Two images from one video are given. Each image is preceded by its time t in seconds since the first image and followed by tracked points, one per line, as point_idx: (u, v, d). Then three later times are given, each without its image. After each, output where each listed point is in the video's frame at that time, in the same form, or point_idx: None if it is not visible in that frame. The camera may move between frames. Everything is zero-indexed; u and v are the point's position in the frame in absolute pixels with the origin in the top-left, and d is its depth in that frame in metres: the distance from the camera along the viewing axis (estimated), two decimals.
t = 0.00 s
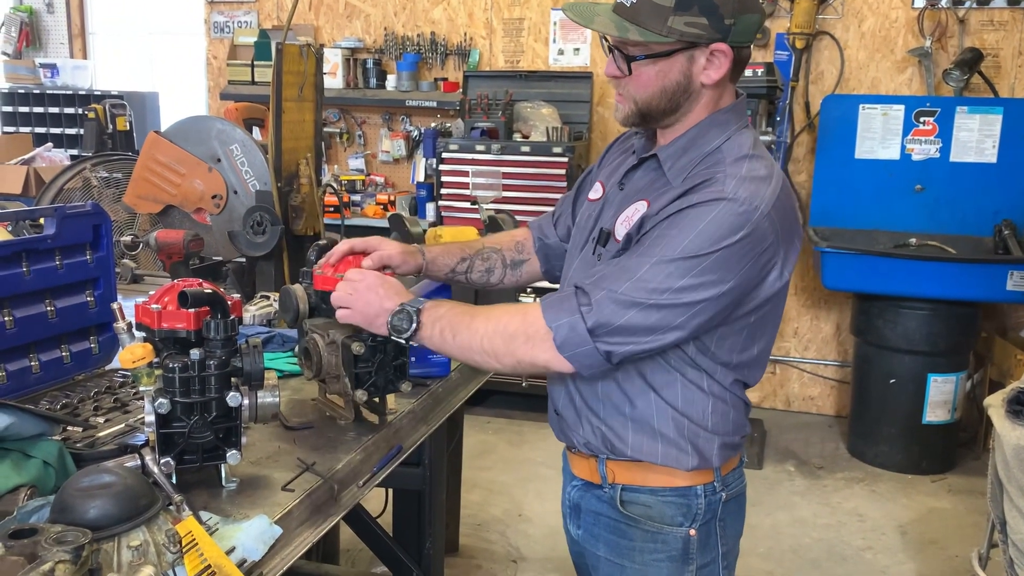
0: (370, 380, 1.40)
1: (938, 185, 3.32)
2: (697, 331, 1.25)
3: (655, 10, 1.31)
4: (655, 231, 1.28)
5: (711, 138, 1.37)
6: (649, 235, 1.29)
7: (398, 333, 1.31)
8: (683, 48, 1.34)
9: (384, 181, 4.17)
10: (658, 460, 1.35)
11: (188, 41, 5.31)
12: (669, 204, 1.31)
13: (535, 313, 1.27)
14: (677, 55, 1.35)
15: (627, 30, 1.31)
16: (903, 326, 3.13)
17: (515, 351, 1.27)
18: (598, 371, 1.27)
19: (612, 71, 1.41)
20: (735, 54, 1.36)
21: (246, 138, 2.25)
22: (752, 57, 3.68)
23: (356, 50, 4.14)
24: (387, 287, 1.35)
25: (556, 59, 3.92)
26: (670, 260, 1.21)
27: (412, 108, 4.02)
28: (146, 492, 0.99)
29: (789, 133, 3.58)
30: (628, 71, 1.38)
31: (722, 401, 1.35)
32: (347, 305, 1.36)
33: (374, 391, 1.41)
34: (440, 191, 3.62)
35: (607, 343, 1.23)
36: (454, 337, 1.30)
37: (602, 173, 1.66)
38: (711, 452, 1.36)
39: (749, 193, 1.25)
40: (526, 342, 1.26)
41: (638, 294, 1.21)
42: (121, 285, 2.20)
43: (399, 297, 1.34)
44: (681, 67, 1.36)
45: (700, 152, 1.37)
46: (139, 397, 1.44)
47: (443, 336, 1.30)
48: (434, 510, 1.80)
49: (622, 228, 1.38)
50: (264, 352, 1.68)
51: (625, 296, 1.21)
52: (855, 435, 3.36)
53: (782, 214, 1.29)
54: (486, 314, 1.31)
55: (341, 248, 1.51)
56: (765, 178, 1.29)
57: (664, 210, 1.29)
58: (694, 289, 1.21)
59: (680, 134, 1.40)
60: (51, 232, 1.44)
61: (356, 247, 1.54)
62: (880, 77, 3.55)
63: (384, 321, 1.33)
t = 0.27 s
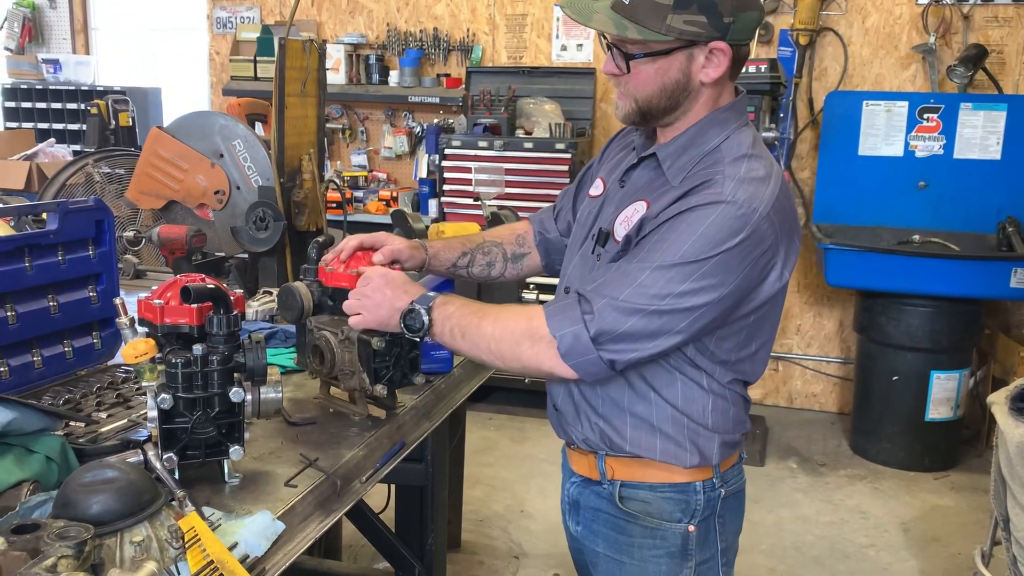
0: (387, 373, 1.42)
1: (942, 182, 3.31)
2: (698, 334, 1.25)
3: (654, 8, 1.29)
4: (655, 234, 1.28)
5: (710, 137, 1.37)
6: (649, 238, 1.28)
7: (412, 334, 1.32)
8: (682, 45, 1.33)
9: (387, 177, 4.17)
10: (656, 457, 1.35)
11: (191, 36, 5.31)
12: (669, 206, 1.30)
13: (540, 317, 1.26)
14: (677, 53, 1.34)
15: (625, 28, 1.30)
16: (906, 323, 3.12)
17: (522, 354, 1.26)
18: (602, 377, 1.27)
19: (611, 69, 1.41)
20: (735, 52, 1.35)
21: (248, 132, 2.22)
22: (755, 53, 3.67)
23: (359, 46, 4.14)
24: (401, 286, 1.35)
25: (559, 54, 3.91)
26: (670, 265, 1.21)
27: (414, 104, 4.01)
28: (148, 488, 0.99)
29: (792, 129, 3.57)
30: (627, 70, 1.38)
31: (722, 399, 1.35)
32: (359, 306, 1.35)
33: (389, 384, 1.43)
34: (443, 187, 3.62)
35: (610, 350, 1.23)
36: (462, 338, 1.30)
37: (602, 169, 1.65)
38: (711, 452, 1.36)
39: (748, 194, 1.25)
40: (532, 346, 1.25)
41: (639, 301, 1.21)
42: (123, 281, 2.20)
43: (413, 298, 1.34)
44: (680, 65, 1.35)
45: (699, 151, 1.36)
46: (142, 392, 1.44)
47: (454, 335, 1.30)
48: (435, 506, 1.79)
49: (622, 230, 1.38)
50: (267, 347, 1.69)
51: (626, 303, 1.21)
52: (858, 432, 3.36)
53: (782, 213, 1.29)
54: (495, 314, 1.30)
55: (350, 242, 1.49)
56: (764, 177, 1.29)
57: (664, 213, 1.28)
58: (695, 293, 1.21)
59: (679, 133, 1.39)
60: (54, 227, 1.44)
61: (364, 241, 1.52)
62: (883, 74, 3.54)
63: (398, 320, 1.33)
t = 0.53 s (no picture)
0: (389, 369, 1.42)
1: (944, 178, 3.30)
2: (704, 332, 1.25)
3: (648, 4, 1.28)
4: (656, 234, 1.27)
5: (708, 132, 1.36)
6: (651, 238, 1.28)
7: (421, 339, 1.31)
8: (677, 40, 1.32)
9: (388, 173, 4.16)
10: (653, 454, 1.35)
11: (192, 33, 5.31)
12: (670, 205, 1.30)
13: (551, 328, 1.26)
14: (672, 48, 1.33)
15: (619, 24, 1.29)
16: (908, 320, 3.12)
17: (535, 366, 1.26)
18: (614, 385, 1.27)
19: (607, 66, 1.40)
20: (730, 46, 1.34)
21: (250, 128, 2.22)
22: (757, 49, 3.66)
23: (360, 42, 4.13)
24: (413, 290, 1.34)
25: (561, 50, 3.90)
26: (675, 267, 1.20)
27: (415, 100, 4.01)
28: (149, 484, 0.99)
29: (794, 125, 3.56)
30: (623, 66, 1.37)
31: (721, 396, 1.35)
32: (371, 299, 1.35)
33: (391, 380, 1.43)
34: (444, 183, 3.61)
35: (622, 356, 1.22)
36: (475, 348, 1.30)
37: (599, 164, 1.65)
38: (711, 449, 1.36)
39: (748, 189, 1.24)
40: (546, 359, 1.25)
41: (646, 305, 1.20)
42: (124, 277, 2.20)
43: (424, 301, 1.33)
44: (675, 60, 1.34)
45: (698, 147, 1.36)
46: (143, 388, 1.44)
47: (466, 345, 1.30)
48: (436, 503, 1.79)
49: (623, 228, 1.37)
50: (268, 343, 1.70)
51: (634, 308, 1.21)
52: (860, 428, 3.35)
53: (781, 205, 1.28)
54: (506, 324, 1.30)
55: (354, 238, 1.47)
56: (763, 171, 1.28)
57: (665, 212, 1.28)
58: (702, 294, 1.21)
59: (677, 129, 1.39)
60: (54, 223, 1.44)
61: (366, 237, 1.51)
62: (886, 69, 3.53)
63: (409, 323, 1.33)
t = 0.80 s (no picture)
0: (389, 367, 1.42)
1: (945, 175, 3.30)
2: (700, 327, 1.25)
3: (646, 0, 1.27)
4: (654, 228, 1.27)
5: (708, 128, 1.36)
6: (648, 232, 1.27)
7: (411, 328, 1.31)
8: (676, 37, 1.32)
9: (388, 170, 4.16)
10: (653, 452, 1.35)
11: (191, 30, 5.30)
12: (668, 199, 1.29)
13: (543, 315, 1.26)
14: (671, 45, 1.33)
15: (618, 22, 1.28)
16: (909, 317, 3.11)
17: (526, 355, 1.26)
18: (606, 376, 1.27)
19: (606, 63, 1.39)
20: (730, 42, 1.34)
21: (249, 126, 2.22)
22: (758, 45, 3.66)
23: (360, 39, 4.13)
24: (405, 280, 1.34)
25: (561, 47, 3.89)
26: (671, 259, 1.20)
27: (415, 97, 4.00)
28: (148, 483, 0.99)
29: (795, 122, 3.56)
30: (622, 64, 1.37)
31: (721, 393, 1.35)
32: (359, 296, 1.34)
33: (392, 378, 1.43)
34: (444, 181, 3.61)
35: (614, 347, 1.22)
36: (466, 336, 1.30)
37: (600, 163, 1.65)
38: (710, 448, 1.35)
39: (747, 184, 1.24)
40: (536, 346, 1.25)
41: (641, 297, 1.20)
42: (124, 275, 2.20)
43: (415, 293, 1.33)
44: (675, 57, 1.34)
45: (697, 142, 1.36)
46: (142, 386, 1.44)
47: (457, 334, 1.30)
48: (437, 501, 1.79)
49: (621, 223, 1.37)
50: (268, 341, 1.71)
51: (628, 299, 1.20)
52: (860, 425, 3.35)
53: (780, 202, 1.28)
54: (498, 312, 1.30)
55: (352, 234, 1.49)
56: (762, 166, 1.28)
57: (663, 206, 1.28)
58: (697, 287, 1.20)
59: (676, 125, 1.39)
60: (53, 221, 1.44)
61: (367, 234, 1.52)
62: (886, 66, 3.52)
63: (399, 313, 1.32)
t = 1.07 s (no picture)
0: (389, 365, 1.41)
1: (946, 173, 3.29)
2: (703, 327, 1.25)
3: None
4: (654, 229, 1.27)
5: (706, 125, 1.36)
6: (649, 233, 1.27)
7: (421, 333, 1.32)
8: (674, 33, 1.32)
9: (388, 168, 4.16)
10: (651, 451, 1.35)
11: (192, 28, 5.30)
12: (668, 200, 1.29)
13: (550, 324, 1.25)
14: (669, 41, 1.33)
15: (616, 18, 1.27)
16: (910, 315, 3.11)
17: (536, 364, 1.26)
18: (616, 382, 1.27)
19: (605, 60, 1.38)
20: (727, 38, 1.34)
21: (249, 123, 2.22)
22: (758, 43, 3.65)
23: (360, 37, 4.13)
24: (412, 283, 1.34)
25: (561, 45, 3.89)
26: (672, 261, 1.20)
27: (416, 95, 4.00)
28: (147, 480, 0.99)
29: (795, 120, 3.55)
30: (620, 60, 1.36)
31: (720, 393, 1.35)
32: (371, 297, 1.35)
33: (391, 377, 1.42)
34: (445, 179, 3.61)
35: (622, 354, 1.22)
36: (475, 344, 1.30)
37: (598, 160, 1.64)
38: (711, 448, 1.35)
39: (746, 183, 1.24)
40: (547, 356, 1.25)
41: (645, 302, 1.20)
42: (124, 273, 2.20)
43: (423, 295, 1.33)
44: (673, 53, 1.34)
45: (695, 140, 1.35)
46: (142, 384, 1.44)
47: (466, 342, 1.30)
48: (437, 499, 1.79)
49: (620, 223, 1.37)
50: (268, 339, 1.71)
51: (633, 305, 1.20)
52: (860, 423, 3.35)
53: (779, 198, 1.28)
54: (505, 320, 1.29)
55: (352, 234, 1.48)
56: (761, 164, 1.28)
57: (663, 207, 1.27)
58: (700, 288, 1.20)
59: (675, 123, 1.38)
60: (53, 219, 1.44)
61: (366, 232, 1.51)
62: (887, 64, 3.52)
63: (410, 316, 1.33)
